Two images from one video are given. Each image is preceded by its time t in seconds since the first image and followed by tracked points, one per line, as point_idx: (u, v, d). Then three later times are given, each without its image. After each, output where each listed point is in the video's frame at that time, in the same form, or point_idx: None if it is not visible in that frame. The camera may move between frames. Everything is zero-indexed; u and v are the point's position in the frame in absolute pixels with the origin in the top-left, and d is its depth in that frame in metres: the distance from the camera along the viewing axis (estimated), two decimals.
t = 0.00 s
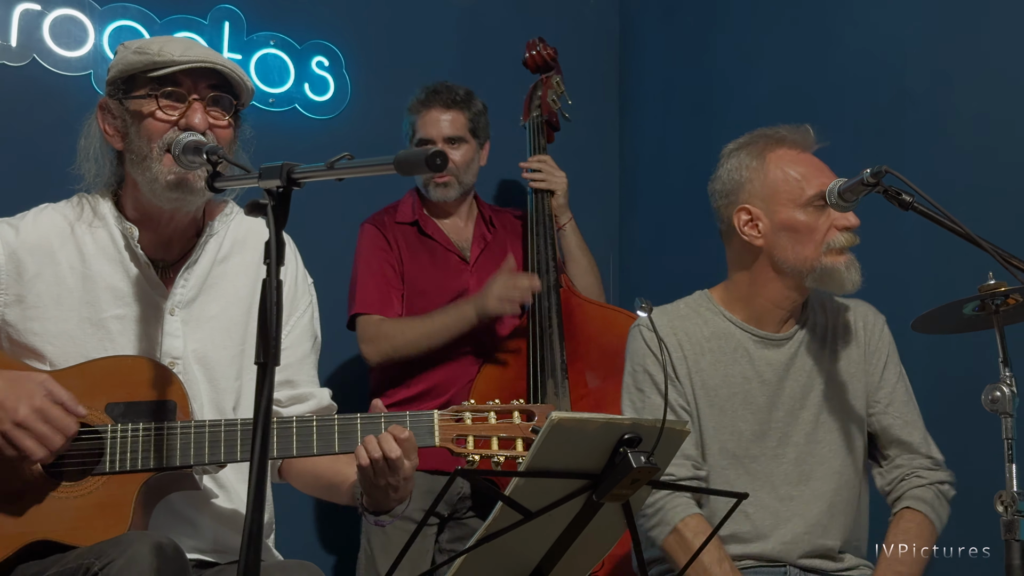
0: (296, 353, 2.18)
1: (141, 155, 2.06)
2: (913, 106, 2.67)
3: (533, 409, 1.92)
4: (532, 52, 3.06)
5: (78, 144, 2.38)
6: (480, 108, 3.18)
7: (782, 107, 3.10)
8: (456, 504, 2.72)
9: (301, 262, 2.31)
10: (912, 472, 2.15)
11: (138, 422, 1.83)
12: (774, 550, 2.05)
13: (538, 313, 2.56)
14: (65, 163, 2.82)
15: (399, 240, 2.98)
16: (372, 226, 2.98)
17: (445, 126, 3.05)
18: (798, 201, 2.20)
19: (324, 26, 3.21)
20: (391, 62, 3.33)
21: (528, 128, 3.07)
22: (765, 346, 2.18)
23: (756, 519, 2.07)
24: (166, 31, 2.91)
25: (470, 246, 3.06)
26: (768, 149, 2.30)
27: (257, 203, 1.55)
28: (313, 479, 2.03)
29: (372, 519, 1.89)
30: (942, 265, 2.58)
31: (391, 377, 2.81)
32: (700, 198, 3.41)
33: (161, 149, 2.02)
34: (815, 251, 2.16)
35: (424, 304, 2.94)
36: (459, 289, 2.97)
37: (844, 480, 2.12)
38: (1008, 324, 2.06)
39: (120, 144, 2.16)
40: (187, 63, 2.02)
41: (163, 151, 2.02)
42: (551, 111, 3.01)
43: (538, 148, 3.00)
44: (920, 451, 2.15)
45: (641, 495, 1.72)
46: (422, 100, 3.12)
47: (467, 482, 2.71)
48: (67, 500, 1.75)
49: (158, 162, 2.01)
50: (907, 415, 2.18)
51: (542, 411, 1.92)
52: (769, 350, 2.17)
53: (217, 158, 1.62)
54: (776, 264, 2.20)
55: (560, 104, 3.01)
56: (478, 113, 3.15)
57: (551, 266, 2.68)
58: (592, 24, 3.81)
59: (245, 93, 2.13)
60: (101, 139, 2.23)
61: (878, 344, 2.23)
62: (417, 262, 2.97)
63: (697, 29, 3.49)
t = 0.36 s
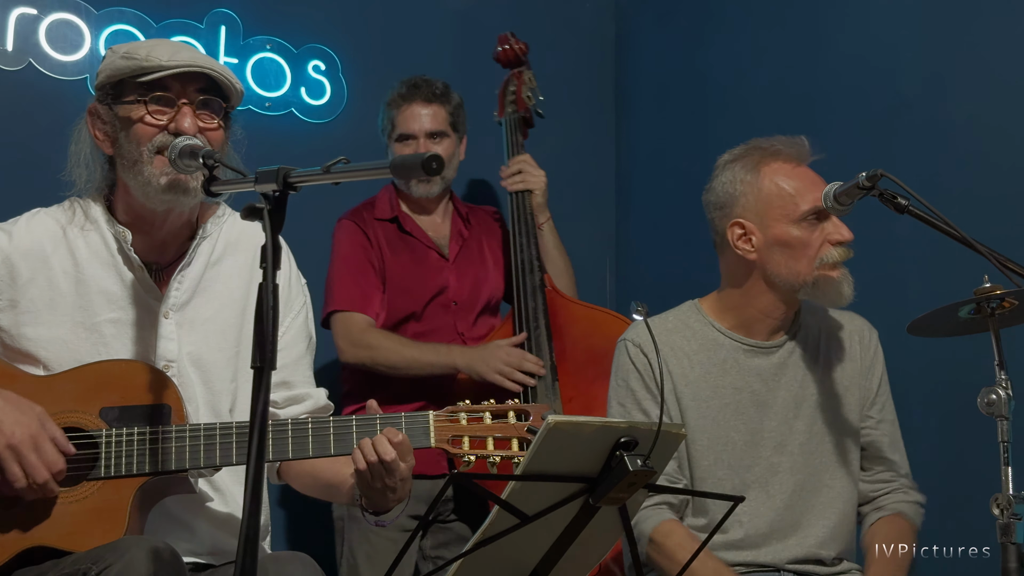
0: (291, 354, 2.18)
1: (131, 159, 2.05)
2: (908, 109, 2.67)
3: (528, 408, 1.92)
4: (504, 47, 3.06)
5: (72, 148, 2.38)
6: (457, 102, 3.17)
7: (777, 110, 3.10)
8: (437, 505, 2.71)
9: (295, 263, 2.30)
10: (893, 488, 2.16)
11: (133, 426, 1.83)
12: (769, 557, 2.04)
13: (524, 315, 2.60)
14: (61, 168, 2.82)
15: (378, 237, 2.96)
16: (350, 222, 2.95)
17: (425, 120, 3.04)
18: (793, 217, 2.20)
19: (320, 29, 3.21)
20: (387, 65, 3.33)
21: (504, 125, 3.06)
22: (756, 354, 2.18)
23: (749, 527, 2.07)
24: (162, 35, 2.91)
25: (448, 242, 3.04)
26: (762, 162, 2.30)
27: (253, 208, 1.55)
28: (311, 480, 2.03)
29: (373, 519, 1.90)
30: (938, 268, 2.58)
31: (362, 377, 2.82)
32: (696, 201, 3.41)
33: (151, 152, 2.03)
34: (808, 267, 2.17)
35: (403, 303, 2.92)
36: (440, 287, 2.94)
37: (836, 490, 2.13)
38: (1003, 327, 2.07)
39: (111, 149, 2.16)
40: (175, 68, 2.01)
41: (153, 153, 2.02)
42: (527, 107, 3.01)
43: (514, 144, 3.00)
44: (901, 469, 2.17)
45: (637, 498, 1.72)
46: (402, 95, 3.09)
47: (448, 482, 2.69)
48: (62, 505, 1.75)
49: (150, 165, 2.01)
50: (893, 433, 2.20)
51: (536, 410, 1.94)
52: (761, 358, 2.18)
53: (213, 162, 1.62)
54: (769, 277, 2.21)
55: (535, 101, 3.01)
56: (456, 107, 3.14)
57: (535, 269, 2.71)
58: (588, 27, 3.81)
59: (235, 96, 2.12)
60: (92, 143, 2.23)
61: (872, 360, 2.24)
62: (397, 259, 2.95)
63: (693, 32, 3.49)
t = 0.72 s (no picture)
0: (289, 355, 2.18)
1: (125, 154, 2.06)
2: (905, 108, 2.67)
3: (524, 411, 1.89)
4: (472, 37, 3.09)
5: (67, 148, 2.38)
6: (434, 98, 3.17)
7: (775, 110, 3.10)
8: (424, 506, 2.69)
9: (293, 263, 2.30)
10: (903, 479, 2.13)
11: (131, 427, 1.82)
12: (765, 548, 2.06)
13: (508, 309, 2.59)
14: (58, 168, 2.82)
15: (354, 233, 2.96)
16: (324, 216, 2.96)
17: (400, 114, 3.03)
18: (786, 203, 2.24)
19: (316, 30, 3.22)
20: (384, 65, 3.34)
21: (477, 118, 3.06)
22: (765, 346, 2.20)
23: (749, 516, 2.09)
24: (159, 36, 2.91)
25: (423, 237, 3.04)
26: (757, 153, 2.35)
27: (250, 208, 1.55)
28: (308, 482, 2.02)
29: (367, 523, 1.91)
30: (935, 267, 2.58)
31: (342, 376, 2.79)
32: (693, 200, 3.42)
33: (144, 146, 2.04)
34: (805, 252, 2.19)
35: (378, 299, 2.91)
36: (415, 281, 2.94)
37: (840, 481, 2.13)
38: (1001, 326, 2.07)
39: (105, 147, 2.16)
40: (166, 60, 2.02)
41: (146, 148, 2.03)
42: (498, 99, 3.01)
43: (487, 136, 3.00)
44: (913, 458, 2.14)
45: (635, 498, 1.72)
46: (380, 87, 3.08)
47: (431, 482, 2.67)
48: (60, 506, 1.75)
49: (142, 160, 2.02)
50: (907, 421, 2.17)
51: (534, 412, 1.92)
52: (770, 349, 2.19)
53: (209, 163, 1.62)
54: (768, 265, 2.24)
55: (505, 92, 3.02)
56: (433, 102, 3.13)
57: (520, 264, 2.70)
58: (585, 27, 3.81)
59: (225, 88, 2.13)
60: (86, 143, 2.23)
61: (884, 349, 2.22)
62: (372, 255, 2.95)
63: (690, 33, 3.50)
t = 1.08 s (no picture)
0: (290, 354, 2.18)
1: (127, 152, 2.06)
2: (905, 102, 2.68)
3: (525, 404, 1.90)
4: (459, 27, 3.08)
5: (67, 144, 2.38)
6: (420, 96, 3.15)
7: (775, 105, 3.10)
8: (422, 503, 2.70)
9: (294, 263, 2.31)
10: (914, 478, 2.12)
11: (133, 423, 1.82)
12: (768, 541, 2.07)
13: (502, 307, 2.58)
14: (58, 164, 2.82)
15: (344, 231, 2.96)
16: (313, 213, 2.94)
17: (387, 116, 3.02)
18: (799, 205, 2.23)
19: (316, 26, 3.22)
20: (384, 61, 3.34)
21: (466, 111, 3.06)
22: (778, 345, 2.20)
23: (753, 510, 2.10)
24: (158, 32, 2.91)
25: (413, 235, 3.04)
26: (773, 153, 2.33)
27: (252, 203, 1.56)
28: (308, 481, 2.02)
29: (362, 524, 1.91)
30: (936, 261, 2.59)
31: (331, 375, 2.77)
32: (692, 196, 3.42)
33: (146, 147, 2.02)
34: (816, 254, 2.18)
35: (368, 296, 2.91)
36: (406, 279, 2.94)
37: (848, 479, 2.13)
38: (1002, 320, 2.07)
39: (110, 142, 2.16)
40: (172, 61, 2.02)
41: (150, 149, 2.02)
42: (486, 91, 3.00)
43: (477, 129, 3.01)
44: (926, 458, 2.13)
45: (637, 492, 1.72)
46: (362, 90, 3.08)
47: (426, 479, 2.66)
48: (61, 502, 1.75)
49: (144, 160, 2.01)
50: (920, 420, 2.16)
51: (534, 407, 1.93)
52: (783, 348, 2.20)
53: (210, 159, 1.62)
54: (781, 268, 2.24)
55: (493, 84, 2.99)
56: (419, 101, 3.12)
57: (511, 259, 2.69)
58: (584, 23, 3.81)
59: (233, 94, 2.13)
60: (89, 137, 2.23)
61: (898, 348, 2.21)
62: (362, 251, 2.95)
63: (690, 28, 3.50)
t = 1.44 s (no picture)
0: (293, 340, 2.19)
1: (129, 139, 2.07)
2: (907, 88, 2.67)
3: (530, 390, 1.90)
4: (476, 18, 3.08)
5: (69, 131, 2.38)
6: (432, 86, 3.21)
7: (778, 91, 3.10)
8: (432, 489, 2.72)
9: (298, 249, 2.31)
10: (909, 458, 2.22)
11: (138, 409, 1.83)
12: (766, 532, 2.08)
13: (510, 296, 2.57)
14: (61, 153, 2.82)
15: (359, 224, 2.97)
16: (330, 209, 2.95)
17: (397, 104, 3.08)
18: (807, 179, 2.26)
19: (318, 14, 3.21)
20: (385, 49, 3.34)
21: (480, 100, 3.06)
22: (768, 331, 2.21)
23: (749, 501, 2.10)
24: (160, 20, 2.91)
25: (430, 227, 3.05)
26: (778, 132, 2.35)
27: (254, 189, 1.56)
28: (313, 465, 2.03)
29: (363, 508, 1.90)
30: (938, 247, 2.58)
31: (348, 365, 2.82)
32: (694, 185, 3.42)
33: (149, 134, 2.05)
34: (822, 230, 2.22)
35: (384, 289, 2.92)
36: (421, 271, 2.95)
37: (837, 468, 2.17)
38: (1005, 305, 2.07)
39: (112, 130, 2.17)
40: (176, 48, 2.02)
41: (151, 136, 2.04)
42: (502, 80, 3.01)
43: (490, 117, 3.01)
44: (915, 441, 2.23)
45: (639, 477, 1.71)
46: (373, 79, 3.14)
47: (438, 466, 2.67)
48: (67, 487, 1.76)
49: (145, 150, 2.03)
50: (900, 407, 2.26)
51: (538, 392, 1.91)
52: (773, 335, 2.22)
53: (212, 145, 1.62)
54: (783, 241, 2.25)
55: (509, 72, 3.01)
56: (430, 89, 3.18)
57: (519, 246, 2.69)
58: (586, 10, 3.80)
59: (236, 79, 2.13)
60: (92, 125, 2.24)
61: (876, 341, 2.30)
62: (376, 245, 2.96)
63: (692, 16, 3.50)
